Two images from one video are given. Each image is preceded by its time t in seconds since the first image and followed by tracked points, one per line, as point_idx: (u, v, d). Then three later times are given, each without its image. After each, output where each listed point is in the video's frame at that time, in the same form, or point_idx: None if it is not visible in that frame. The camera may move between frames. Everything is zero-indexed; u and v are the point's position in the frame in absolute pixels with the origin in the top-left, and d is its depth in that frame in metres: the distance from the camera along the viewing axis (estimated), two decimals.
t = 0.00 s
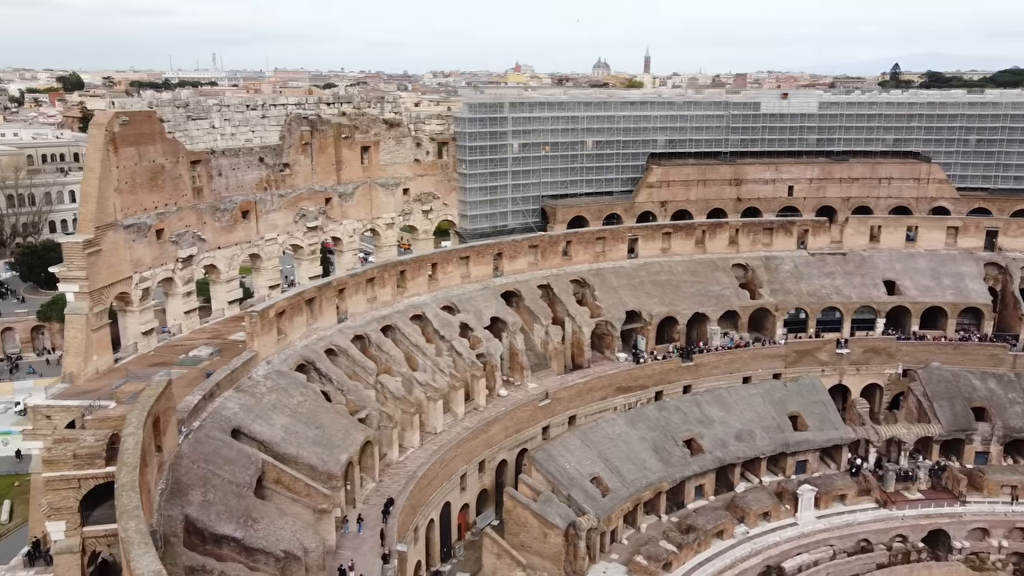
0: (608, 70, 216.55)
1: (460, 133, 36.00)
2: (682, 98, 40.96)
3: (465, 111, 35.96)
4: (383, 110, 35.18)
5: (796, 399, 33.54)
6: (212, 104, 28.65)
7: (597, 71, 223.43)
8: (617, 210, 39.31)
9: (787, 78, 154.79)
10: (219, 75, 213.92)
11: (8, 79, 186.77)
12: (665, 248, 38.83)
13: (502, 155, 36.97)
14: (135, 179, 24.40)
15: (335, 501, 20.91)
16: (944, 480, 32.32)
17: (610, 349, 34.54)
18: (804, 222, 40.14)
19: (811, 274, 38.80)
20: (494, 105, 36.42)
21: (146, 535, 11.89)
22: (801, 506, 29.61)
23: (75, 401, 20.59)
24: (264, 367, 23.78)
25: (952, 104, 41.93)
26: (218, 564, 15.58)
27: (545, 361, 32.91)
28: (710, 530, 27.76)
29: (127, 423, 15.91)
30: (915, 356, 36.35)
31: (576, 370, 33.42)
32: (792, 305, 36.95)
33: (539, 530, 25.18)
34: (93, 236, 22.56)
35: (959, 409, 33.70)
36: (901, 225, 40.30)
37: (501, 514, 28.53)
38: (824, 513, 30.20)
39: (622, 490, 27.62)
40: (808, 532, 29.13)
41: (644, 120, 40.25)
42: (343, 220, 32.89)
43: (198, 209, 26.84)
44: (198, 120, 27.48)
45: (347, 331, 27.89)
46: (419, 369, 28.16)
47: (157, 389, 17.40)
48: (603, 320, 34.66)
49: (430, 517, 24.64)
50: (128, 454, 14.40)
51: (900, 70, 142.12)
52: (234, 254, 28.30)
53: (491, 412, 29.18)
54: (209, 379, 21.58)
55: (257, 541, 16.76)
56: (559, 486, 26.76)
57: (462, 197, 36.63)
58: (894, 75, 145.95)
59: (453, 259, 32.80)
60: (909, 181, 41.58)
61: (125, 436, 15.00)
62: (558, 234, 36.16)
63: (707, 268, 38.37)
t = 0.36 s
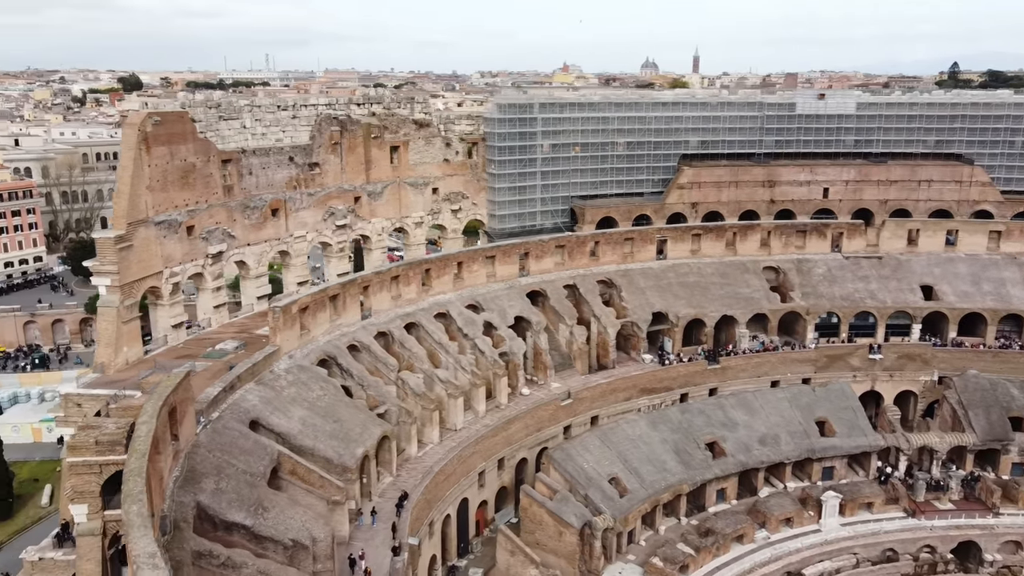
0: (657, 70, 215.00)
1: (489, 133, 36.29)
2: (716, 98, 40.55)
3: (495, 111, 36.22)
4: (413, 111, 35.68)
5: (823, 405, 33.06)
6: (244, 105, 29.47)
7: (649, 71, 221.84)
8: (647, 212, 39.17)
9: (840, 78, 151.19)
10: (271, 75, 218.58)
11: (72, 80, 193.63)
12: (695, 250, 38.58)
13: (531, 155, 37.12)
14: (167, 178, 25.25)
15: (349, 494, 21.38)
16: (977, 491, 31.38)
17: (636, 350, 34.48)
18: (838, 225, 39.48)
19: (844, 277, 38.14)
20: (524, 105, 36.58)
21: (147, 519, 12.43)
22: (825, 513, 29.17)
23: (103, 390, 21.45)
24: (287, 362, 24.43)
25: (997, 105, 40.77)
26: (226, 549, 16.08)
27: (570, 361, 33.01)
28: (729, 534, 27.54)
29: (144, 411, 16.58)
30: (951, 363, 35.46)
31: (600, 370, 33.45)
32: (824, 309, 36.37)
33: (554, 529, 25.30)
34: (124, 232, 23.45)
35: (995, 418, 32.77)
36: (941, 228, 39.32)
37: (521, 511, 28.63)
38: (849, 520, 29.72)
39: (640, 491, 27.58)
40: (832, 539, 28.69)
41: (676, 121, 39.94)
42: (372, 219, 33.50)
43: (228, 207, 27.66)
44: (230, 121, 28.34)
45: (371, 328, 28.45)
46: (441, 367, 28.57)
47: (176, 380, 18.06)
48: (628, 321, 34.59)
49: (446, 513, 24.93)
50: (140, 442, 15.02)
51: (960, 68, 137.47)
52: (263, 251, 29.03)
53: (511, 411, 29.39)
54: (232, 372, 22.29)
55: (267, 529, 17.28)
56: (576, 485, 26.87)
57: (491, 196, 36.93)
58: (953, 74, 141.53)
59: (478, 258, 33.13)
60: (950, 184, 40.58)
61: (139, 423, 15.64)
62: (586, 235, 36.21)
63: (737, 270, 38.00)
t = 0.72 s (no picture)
0: (703, 70, 212.88)
1: (517, 133, 36.52)
2: (749, 98, 40.12)
3: (523, 111, 36.42)
4: (442, 111, 36.10)
5: (851, 410, 32.53)
6: (272, 105, 30.28)
7: (695, 71, 219.78)
8: (676, 212, 38.95)
9: (891, 77, 147.85)
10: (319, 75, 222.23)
11: (129, 80, 199.60)
12: (724, 251, 38.27)
13: (559, 155, 37.22)
14: (196, 175, 26.03)
15: (362, 486, 21.79)
16: (1010, 502, 30.51)
17: (661, 351, 34.34)
18: (872, 228, 38.77)
19: (878, 281, 37.42)
20: (552, 105, 36.69)
21: (150, 502, 12.91)
22: (848, 519, 28.69)
23: (131, 379, 22.22)
24: (309, 356, 24.99)
25: None
26: (235, 535, 16.57)
27: (593, 360, 33.04)
28: (748, 538, 27.29)
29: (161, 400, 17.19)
30: (987, 370, 34.54)
31: (624, 371, 33.41)
32: (855, 312, 35.74)
33: (569, 527, 25.38)
34: (153, 227, 24.25)
35: None
36: (980, 232, 38.33)
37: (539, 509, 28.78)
38: (873, 527, 29.19)
39: (658, 492, 27.50)
40: (855, 546, 28.21)
41: (708, 121, 39.62)
42: (399, 217, 33.99)
43: (257, 204, 28.38)
44: (259, 120, 29.28)
45: (393, 324, 28.90)
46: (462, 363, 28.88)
47: (194, 370, 18.68)
48: (653, 322, 34.47)
49: (462, 507, 25.21)
50: (152, 429, 15.58)
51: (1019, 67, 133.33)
52: (291, 247, 29.68)
53: (532, 409, 29.55)
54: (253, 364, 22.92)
55: (276, 517, 17.73)
56: (593, 484, 26.94)
57: (519, 196, 37.13)
58: (1011, 74, 137.32)
59: (503, 257, 33.38)
60: (991, 186, 39.54)
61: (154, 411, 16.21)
62: (612, 235, 36.19)
63: (766, 272, 37.56)
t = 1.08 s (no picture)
0: (753, 70, 210.29)
1: (547, 132, 36.69)
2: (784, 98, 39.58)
3: (553, 110, 36.57)
4: (472, 110, 36.47)
5: (881, 415, 31.92)
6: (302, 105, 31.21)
7: (745, 71, 217.01)
8: (706, 213, 38.68)
9: (956, 76, 143.78)
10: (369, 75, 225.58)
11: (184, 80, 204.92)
12: (755, 253, 37.88)
13: (589, 155, 37.25)
14: (227, 172, 26.81)
15: (378, 477, 22.20)
16: None
17: (687, 352, 34.14)
18: (910, 230, 37.95)
19: (914, 285, 36.62)
20: (583, 104, 36.74)
21: (155, 485, 13.45)
22: (873, 526, 28.18)
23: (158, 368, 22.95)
24: (331, 350, 25.55)
25: None
26: (245, 520, 17.07)
27: (618, 360, 33.02)
28: (768, 542, 26.99)
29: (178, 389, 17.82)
30: None
31: (649, 371, 33.33)
32: (889, 317, 35.02)
33: (586, 525, 25.41)
34: (184, 222, 25.06)
35: None
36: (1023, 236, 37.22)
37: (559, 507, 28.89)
38: (900, 535, 28.60)
39: (678, 492, 27.38)
40: (879, 554, 27.68)
41: (742, 121, 39.21)
42: (428, 215, 34.49)
43: (286, 200, 29.08)
44: (290, 119, 30.30)
45: (417, 320, 29.35)
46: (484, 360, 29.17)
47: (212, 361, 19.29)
48: (680, 322, 34.28)
49: (479, 502, 25.48)
50: (166, 416, 16.20)
51: None
52: (319, 244, 30.33)
53: (553, 406, 29.67)
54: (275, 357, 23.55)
55: (287, 505, 18.22)
56: (612, 483, 26.97)
57: (548, 195, 37.29)
58: None
59: (529, 255, 33.58)
60: None
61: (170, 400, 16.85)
62: (640, 235, 36.11)
63: (798, 274, 37.06)
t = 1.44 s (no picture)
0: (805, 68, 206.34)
1: (577, 132, 36.80)
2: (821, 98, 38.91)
3: (584, 110, 36.64)
4: (502, 110, 36.81)
5: (912, 422, 31.28)
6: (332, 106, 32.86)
7: (797, 70, 213.36)
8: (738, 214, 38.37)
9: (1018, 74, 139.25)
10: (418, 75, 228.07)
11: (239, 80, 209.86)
12: (787, 254, 37.46)
13: (619, 155, 37.24)
14: (258, 170, 27.56)
15: (394, 470, 22.61)
16: None
17: (714, 354, 33.90)
18: (949, 234, 37.07)
19: (952, 289, 35.75)
20: (613, 104, 36.72)
21: (163, 469, 14.02)
22: (899, 534, 27.63)
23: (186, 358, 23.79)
24: (354, 345, 26.10)
25: None
26: (257, 506, 17.60)
27: (643, 360, 32.97)
28: (789, 546, 26.68)
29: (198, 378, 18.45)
30: None
31: (674, 372, 33.21)
32: (924, 321, 34.24)
33: (603, 524, 25.41)
34: (215, 218, 25.89)
35: None
36: None
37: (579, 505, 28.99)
38: (927, 544, 27.99)
39: (698, 494, 27.26)
40: (904, 562, 27.13)
41: (776, 121, 38.72)
42: (457, 213, 34.98)
43: (316, 198, 29.75)
44: (320, 118, 31.58)
45: (441, 317, 29.77)
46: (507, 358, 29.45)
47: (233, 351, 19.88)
48: (708, 324, 34.05)
49: (497, 498, 25.72)
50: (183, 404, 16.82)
51: None
52: (348, 240, 30.96)
53: (575, 405, 29.78)
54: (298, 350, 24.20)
55: (301, 493, 18.73)
56: (631, 483, 26.97)
57: (577, 195, 37.41)
58: None
59: (555, 254, 33.75)
60: None
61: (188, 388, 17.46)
62: (669, 235, 35.97)
63: (830, 277, 36.51)
